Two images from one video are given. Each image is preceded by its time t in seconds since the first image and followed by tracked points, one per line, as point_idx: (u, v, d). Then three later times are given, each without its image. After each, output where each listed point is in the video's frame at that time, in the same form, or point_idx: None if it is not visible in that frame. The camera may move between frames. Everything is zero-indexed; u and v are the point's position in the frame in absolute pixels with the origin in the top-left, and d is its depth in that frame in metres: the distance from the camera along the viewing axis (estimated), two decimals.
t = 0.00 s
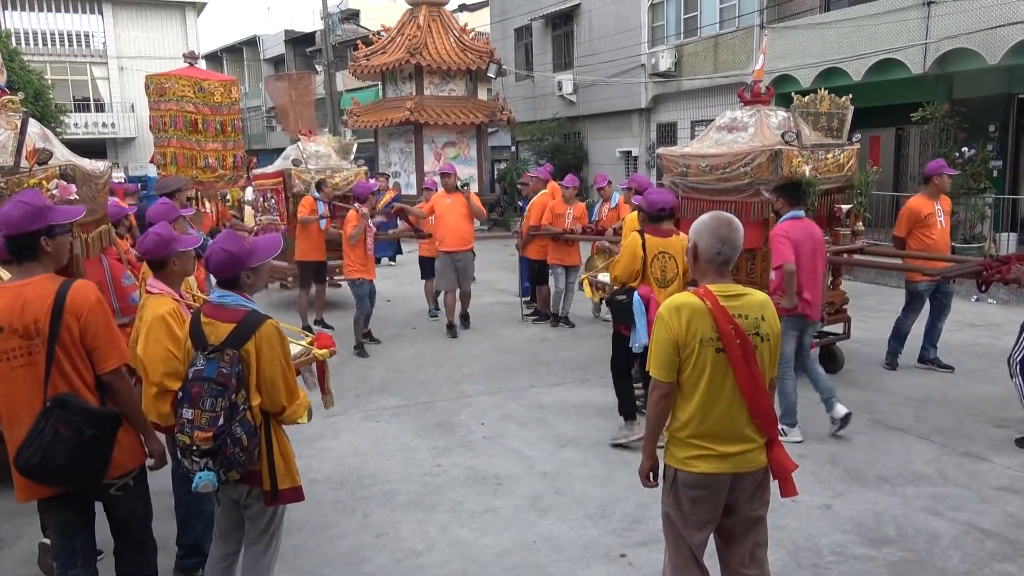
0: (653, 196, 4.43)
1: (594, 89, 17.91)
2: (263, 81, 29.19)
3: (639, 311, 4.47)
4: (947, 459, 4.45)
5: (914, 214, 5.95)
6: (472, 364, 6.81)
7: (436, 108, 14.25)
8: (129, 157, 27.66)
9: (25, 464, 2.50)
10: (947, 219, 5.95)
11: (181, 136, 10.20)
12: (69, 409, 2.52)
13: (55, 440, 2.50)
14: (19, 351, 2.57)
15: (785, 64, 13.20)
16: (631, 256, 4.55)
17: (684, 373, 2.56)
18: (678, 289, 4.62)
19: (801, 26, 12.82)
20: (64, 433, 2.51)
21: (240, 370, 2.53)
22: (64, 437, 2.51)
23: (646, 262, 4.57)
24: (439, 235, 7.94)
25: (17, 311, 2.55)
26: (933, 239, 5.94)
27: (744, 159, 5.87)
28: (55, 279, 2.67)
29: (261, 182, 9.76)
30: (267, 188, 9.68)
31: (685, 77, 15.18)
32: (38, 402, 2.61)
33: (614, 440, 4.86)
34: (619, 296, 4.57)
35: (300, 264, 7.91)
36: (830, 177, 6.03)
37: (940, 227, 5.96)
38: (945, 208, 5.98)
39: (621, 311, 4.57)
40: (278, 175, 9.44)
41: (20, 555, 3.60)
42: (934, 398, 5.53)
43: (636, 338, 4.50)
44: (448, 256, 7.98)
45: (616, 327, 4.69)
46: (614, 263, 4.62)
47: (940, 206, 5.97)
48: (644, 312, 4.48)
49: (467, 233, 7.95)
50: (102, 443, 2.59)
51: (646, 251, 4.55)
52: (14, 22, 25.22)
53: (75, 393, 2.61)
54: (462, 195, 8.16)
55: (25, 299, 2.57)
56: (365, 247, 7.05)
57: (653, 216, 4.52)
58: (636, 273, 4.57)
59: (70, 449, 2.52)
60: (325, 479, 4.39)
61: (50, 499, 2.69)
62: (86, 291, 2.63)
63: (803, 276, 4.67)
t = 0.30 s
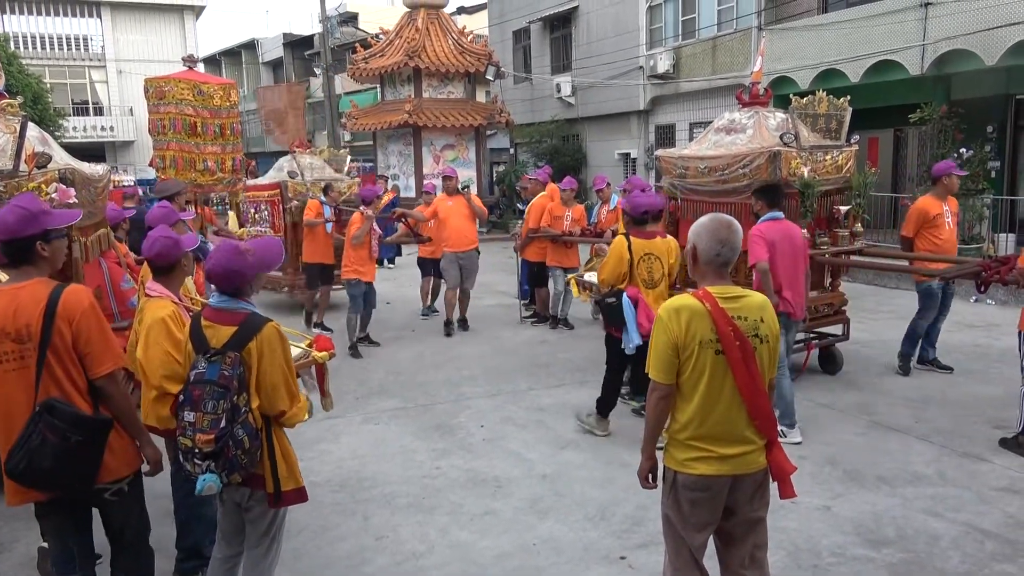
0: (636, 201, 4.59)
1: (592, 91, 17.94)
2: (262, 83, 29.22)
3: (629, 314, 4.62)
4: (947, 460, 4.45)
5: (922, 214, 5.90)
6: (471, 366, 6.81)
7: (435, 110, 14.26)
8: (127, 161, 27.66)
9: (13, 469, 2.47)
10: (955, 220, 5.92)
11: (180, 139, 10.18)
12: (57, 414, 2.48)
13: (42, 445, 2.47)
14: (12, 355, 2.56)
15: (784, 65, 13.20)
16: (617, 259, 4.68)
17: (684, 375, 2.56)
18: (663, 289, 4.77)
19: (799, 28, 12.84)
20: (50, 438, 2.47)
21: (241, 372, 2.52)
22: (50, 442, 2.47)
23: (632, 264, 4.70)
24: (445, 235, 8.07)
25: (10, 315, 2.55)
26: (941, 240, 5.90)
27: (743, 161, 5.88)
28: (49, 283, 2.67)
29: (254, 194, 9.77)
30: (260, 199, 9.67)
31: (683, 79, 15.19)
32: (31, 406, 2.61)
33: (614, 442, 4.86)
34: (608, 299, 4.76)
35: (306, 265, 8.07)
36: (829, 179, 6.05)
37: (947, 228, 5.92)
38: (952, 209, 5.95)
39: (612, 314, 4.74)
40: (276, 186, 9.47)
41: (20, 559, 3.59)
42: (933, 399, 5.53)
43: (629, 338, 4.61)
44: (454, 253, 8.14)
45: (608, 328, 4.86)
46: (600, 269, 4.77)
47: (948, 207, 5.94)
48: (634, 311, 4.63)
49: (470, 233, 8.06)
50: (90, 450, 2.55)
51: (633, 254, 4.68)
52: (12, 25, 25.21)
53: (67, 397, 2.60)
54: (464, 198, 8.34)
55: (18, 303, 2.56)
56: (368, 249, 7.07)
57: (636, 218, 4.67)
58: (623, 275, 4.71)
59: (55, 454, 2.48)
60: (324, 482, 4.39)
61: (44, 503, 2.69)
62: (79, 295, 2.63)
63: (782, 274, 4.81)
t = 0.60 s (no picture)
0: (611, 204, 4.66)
1: (591, 93, 17.95)
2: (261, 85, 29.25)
3: (601, 318, 4.73)
4: (946, 463, 4.45)
5: (930, 217, 5.86)
6: (471, 369, 6.81)
7: (434, 113, 14.27)
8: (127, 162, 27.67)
9: (3, 473, 2.47)
10: (959, 223, 5.92)
11: (180, 141, 10.15)
12: (48, 420, 2.47)
13: (32, 450, 2.46)
14: (6, 359, 2.56)
15: (784, 67, 13.18)
16: (592, 261, 4.81)
17: (683, 378, 2.56)
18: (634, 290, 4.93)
19: (798, 30, 12.84)
20: (40, 442, 2.46)
21: (236, 377, 2.53)
22: (40, 447, 2.46)
23: (607, 266, 4.85)
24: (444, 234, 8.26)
25: (4, 318, 2.55)
26: (947, 244, 5.90)
27: (743, 163, 5.89)
28: (46, 286, 2.67)
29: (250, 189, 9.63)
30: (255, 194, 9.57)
31: (682, 81, 15.20)
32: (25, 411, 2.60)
33: (614, 445, 4.85)
34: (581, 300, 4.82)
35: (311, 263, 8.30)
36: (828, 181, 6.07)
37: (951, 231, 5.93)
38: (955, 212, 5.94)
39: (583, 314, 4.80)
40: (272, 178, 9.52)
41: (17, 561, 3.58)
42: (933, 402, 5.53)
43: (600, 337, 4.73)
44: (450, 254, 8.24)
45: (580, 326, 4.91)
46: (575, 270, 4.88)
47: (952, 209, 5.94)
48: (607, 312, 4.73)
49: (469, 232, 8.19)
50: (79, 455, 2.53)
51: (607, 256, 4.82)
52: (12, 27, 25.24)
53: (59, 401, 2.60)
54: (463, 199, 8.40)
55: (12, 307, 2.57)
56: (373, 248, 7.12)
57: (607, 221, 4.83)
58: (597, 276, 4.84)
59: (44, 459, 2.47)
60: (324, 484, 4.39)
61: (38, 507, 2.69)
62: (73, 298, 2.62)
63: (771, 278, 4.83)
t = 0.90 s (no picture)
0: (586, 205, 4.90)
1: (592, 96, 17.96)
2: (262, 87, 29.28)
3: (575, 316, 4.81)
4: (945, 467, 4.45)
5: (930, 221, 5.86)
6: (470, 371, 6.81)
7: (434, 115, 14.28)
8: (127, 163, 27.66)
9: (3, 476, 2.47)
10: (959, 228, 5.93)
11: (182, 143, 10.19)
12: (48, 422, 2.47)
13: (32, 452, 2.47)
14: (5, 361, 2.56)
15: (784, 71, 13.21)
16: (570, 261, 4.89)
17: (683, 381, 2.56)
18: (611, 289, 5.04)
19: (799, 34, 12.84)
20: (40, 445, 2.46)
21: (229, 382, 2.53)
22: (40, 449, 2.47)
23: (585, 265, 4.93)
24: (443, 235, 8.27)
25: (3, 321, 2.55)
26: (947, 248, 5.90)
27: (743, 167, 5.88)
28: (45, 288, 2.67)
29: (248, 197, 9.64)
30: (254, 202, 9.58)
31: (683, 85, 15.21)
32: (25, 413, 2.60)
33: (614, 448, 4.85)
34: (561, 298, 4.94)
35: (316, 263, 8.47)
36: (828, 185, 6.09)
37: (951, 234, 5.94)
38: (955, 216, 5.95)
39: (563, 313, 4.93)
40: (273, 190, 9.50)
41: (15, 563, 3.58)
42: (933, 406, 5.53)
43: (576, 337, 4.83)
44: (449, 254, 8.26)
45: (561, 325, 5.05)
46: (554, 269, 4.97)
47: (951, 214, 5.95)
48: (580, 311, 4.81)
49: (468, 236, 8.23)
50: (79, 457, 2.53)
51: (585, 256, 4.91)
52: (13, 28, 25.24)
53: (59, 403, 2.60)
54: (466, 202, 8.39)
55: (11, 309, 2.57)
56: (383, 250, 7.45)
57: (586, 222, 4.96)
58: (575, 276, 4.92)
59: (45, 461, 2.47)
60: (323, 486, 4.39)
61: (37, 509, 2.69)
62: (72, 300, 2.62)
63: (761, 274, 4.94)
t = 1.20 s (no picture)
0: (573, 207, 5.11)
1: (592, 100, 17.98)
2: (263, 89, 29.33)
3: (567, 315, 4.96)
4: (945, 472, 4.44)
5: (930, 226, 5.87)
6: (470, 374, 6.80)
7: (435, 118, 14.29)
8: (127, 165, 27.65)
9: (6, 477, 2.46)
10: (958, 233, 5.93)
11: (183, 145, 10.07)
12: (52, 422, 2.47)
13: (37, 452, 2.46)
14: (6, 362, 2.56)
15: (784, 76, 13.25)
16: (558, 261, 5.05)
17: (683, 385, 2.56)
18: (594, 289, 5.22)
19: (799, 39, 12.85)
20: (45, 445, 2.46)
21: (220, 385, 2.53)
22: (45, 449, 2.46)
23: (572, 265, 5.10)
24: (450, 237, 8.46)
25: (4, 322, 2.55)
26: (946, 253, 5.90)
27: (744, 171, 5.83)
28: (44, 289, 2.67)
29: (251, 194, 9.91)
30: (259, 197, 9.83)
31: (683, 89, 15.23)
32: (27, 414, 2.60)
33: (613, 452, 4.85)
34: (549, 297, 5.05)
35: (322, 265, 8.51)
36: (828, 189, 6.09)
37: (951, 241, 5.94)
38: (954, 221, 5.95)
39: (551, 312, 5.05)
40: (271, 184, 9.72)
41: (13, 564, 3.58)
42: (933, 410, 5.52)
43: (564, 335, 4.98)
44: (457, 256, 8.45)
45: (546, 324, 5.15)
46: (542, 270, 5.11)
47: (950, 219, 5.95)
48: (570, 309, 4.97)
49: (475, 238, 8.44)
50: (83, 457, 2.53)
51: (573, 257, 5.09)
52: (15, 29, 25.27)
53: (61, 403, 2.60)
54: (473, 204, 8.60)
55: (11, 310, 2.56)
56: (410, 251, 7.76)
57: (573, 224, 5.18)
58: (562, 276, 5.08)
59: (50, 461, 2.47)
60: (321, 489, 4.38)
61: (39, 511, 2.68)
62: (72, 300, 2.62)
63: (748, 277, 4.93)
